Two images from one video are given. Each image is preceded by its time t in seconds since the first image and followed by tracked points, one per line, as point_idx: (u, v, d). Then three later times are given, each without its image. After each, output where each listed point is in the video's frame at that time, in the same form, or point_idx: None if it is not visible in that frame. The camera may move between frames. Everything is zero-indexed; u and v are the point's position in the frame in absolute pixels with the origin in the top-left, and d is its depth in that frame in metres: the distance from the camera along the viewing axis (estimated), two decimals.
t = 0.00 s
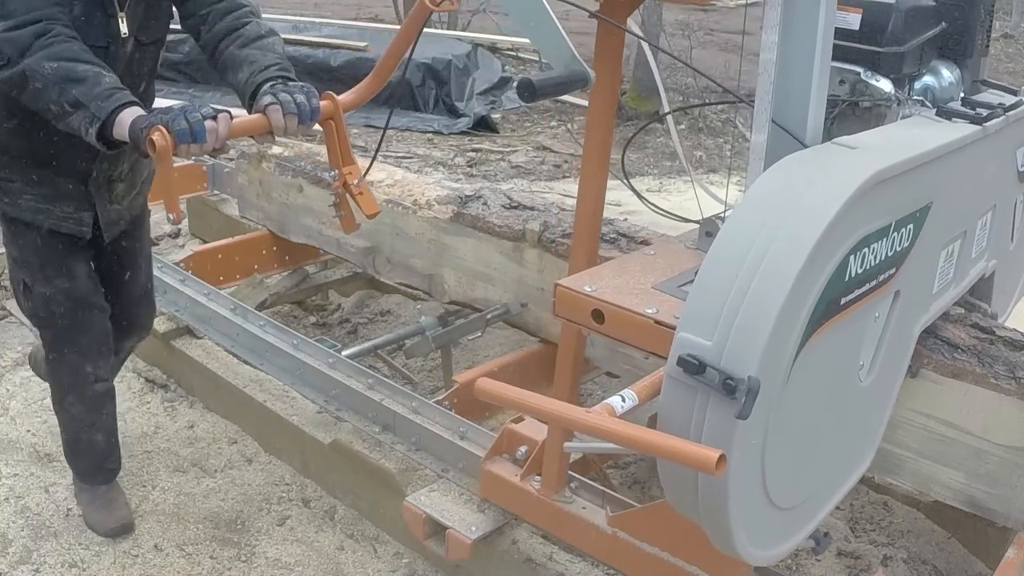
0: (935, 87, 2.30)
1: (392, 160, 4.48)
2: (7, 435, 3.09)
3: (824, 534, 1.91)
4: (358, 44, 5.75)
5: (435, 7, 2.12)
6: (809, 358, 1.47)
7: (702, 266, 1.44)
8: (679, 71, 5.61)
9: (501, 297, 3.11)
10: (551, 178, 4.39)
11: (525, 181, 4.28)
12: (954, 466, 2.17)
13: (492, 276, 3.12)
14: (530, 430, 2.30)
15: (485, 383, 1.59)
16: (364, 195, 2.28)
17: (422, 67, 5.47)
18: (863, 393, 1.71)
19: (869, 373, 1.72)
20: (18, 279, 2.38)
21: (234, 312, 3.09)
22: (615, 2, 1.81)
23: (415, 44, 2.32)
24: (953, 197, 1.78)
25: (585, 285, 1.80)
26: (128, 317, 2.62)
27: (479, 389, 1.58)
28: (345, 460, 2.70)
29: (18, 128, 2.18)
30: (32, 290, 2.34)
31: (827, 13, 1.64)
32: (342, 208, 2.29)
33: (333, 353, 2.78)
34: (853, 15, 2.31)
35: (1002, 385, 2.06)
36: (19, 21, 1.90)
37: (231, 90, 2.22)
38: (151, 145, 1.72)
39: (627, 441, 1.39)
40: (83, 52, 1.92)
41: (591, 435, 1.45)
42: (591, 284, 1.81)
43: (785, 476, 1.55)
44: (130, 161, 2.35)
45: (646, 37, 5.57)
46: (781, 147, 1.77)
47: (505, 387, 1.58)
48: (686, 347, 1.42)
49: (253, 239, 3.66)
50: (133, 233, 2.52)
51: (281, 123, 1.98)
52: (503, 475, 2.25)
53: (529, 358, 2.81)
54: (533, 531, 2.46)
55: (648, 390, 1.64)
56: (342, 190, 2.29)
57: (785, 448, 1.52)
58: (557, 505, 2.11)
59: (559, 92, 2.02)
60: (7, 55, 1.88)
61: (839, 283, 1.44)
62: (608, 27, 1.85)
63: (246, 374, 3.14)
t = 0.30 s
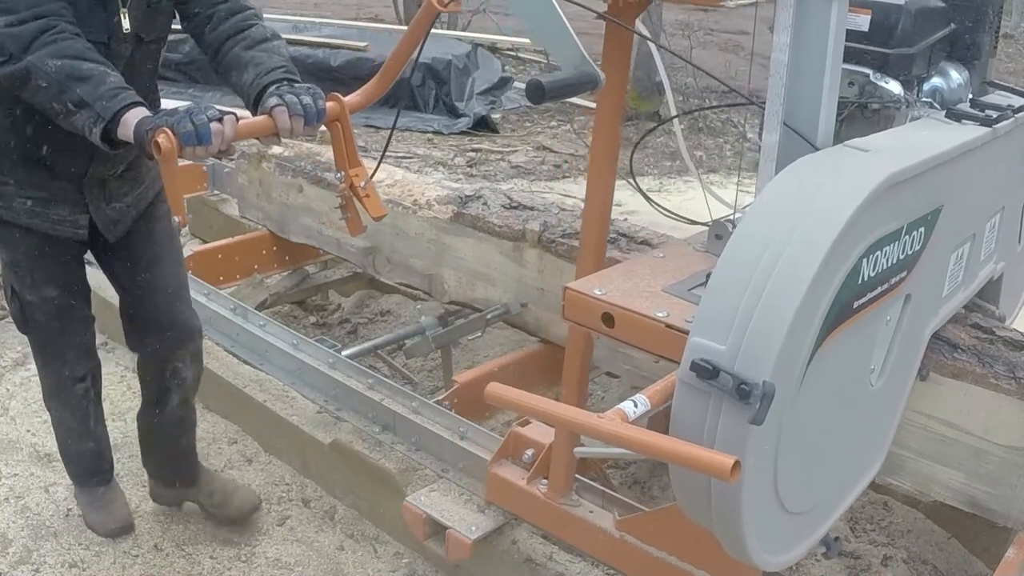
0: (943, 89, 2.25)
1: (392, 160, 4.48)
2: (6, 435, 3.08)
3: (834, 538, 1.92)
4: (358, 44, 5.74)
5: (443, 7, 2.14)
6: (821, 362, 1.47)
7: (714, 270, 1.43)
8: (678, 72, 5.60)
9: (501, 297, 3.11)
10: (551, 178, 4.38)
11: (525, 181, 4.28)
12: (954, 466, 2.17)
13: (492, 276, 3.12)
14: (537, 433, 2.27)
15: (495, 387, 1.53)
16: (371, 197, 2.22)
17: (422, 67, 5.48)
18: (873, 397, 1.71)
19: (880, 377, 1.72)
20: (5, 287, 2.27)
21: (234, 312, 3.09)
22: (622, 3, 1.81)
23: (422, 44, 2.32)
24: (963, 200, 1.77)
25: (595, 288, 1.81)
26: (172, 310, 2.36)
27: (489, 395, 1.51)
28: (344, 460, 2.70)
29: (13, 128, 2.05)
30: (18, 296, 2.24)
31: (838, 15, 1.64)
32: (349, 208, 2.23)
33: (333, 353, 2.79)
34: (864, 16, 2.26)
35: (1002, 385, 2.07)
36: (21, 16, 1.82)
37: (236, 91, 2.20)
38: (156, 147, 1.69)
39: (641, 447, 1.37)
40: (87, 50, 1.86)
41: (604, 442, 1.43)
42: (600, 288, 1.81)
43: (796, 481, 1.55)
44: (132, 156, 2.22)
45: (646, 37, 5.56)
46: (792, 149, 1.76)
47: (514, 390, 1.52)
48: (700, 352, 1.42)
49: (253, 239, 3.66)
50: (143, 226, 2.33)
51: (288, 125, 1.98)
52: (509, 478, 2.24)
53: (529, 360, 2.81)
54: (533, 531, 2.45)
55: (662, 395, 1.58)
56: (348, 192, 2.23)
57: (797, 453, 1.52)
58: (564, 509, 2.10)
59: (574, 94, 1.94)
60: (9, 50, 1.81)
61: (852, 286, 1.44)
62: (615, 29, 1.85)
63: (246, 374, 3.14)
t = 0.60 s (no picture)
0: (953, 91, 2.19)
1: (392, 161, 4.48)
2: (6, 435, 3.09)
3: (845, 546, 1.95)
4: (358, 44, 5.73)
5: (451, 8, 2.15)
6: (835, 366, 1.45)
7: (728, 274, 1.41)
8: (679, 72, 5.60)
9: (501, 297, 3.11)
10: (551, 178, 4.38)
11: (525, 182, 4.28)
12: (955, 466, 2.17)
13: (492, 276, 3.12)
14: (543, 436, 2.27)
15: (507, 393, 1.52)
16: (377, 200, 2.23)
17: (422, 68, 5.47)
18: (886, 401, 1.68)
19: (892, 380, 1.69)
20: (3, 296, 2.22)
21: (234, 312, 3.08)
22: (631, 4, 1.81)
23: (429, 45, 2.32)
24: (975, 201, 1.75)
25: (606, 292, 1.80)
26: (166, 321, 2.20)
27: (501, 399, 1.52)
28: (344, 460, 2.70)
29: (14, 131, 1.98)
30: (19, 306, 2.19)
31: (850, 17, 1.64)
32: (354, 211, 2.27)
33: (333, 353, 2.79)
34: (872, 17, 2.24)
35: (1002, 385, 2.07)
36: (27, 11, 1.76)
37: (243, 98, 2.11)
38: (161, 149, 1.65)
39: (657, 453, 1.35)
40: (95, 48, 1.80)
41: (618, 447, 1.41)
42: (612, 291, 1.81)
43: (810, 487, 1.53)
44: (132, 162, 2.14)
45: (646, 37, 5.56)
46: (804, 152, 1.76)
47: (529, 397, 1.51)
48: (713, 356, 1.40)
49: (253, 239, 3.66)
50: (141, 239, 2.19)
51: (294, 127, 1.92)
52: (515, 482, 2.23)
53: (526, 359, 2.82)
54: (533, 531, 2.46)
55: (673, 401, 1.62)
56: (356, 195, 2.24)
57: (810, 458, 1.50)
58: (570, 513, 2.10)
59: (588, 97, 1.82)
60: (14, 45, 1.76)
61: (867, 290, 1.42)
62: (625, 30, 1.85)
63: (246, 374, 3.15)
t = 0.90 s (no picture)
0: (962, 92, 2.18)
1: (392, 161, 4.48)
2: (6, 435, 3.08)
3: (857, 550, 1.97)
4: (358, 44, 5.73)
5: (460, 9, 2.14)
6: (847, 372, 1.44)
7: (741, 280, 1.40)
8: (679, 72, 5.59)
9: (501, 297, 3.11)
10: (551, 178, 4.37)
11: (525, 181, 4.28)
12: (955, 466, 2.18)
13: (493, 276, 3.13)
14: (551, 439, 2.24)
15: (517, 398, 1.49)
16: (385, 202, 2.25)
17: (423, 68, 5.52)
18: (898, 405, 1.67)
19: (904, 384, 1.68)
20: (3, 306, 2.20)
21: (234, 312, 3.08)
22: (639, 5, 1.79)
23: (437, 44, 2.31)
24: (986, 204, 1.73)
25: (617, 295, 1.79)
26: (168, 335, 2.19)
27: (512, 404, 1.49)
28: (345, 460, 2.70)
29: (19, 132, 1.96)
30: (20, 318, 2.17)
31: (862, 20, 1.64)
32: (362, 213, 2.27)
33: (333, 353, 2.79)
34: (882, 19, 2.26)
35: (1003, 385, 2.07)
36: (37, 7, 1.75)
37: (249, 99, 2.12)
38: (167, 151, 1.62)
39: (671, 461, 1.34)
40: (103, 47, 1.78)
41: (632, 454, 1.40)
42: (622, 295, 1.80)
43: (822, 492, 1.52)
44: (134, 172, 2.15)
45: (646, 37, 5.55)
46: (817, 155, 1.74)
47: (540, 402, 1.49)
48: (727, 362, 1.38)
49: (253, 239, 3.65)
50: (140, 252, 2.18)
51: (300, 128, 1.90)
52: (521, 485, 2.21)
53: (525, 358, 2.83)
54: (533, 531, 2.46)
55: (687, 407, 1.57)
56: (362, 198, 2.25)
57: (823, 463, 1.49)
58: (578, 517, 2.08)
59: (602, 99, 1.81)
60: (22, 40, 1.73)
61: (881, 295, 1.40)
62: (633, 30, 1.84)
63: (246, 374, 3.15)
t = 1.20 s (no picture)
0: (970, 94, 2.26)
1: (391, 161, 4.48)
2: (7, 435, 3.09)
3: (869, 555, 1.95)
4: (358, 44, 5.73)
5: (466, 9, 2.13)
6: (860, 375, 1.42)
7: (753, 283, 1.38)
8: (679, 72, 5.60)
9: (501, 297, 3.11)
10: (551, 178, 4.37)
11: (525, 181, 4.27)
12: (955, 466, 2.18)
13: (492, 276, 3.13)
14: (556, 442, 2.22)
15: (529, 402, 1.47)
16: (392, 204, 2.22)
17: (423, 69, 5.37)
18: (907, 409, 1.66)
19: (913, 388, 1.66)
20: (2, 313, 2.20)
21: (234, 312, 3.09)
22: (647, 5, 1.78)
23: (445, 44, 2.30)
24: (995, 206, 1.71)
25: (627, 299, 1.79)
26: (171, 338, 2.19)
27: (523, 409, 1.46)
28: (345, 460, 2.70)
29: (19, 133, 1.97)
30: (20, 325, 2.17)
31: (874, 22, 1.62)
32: (368, 215, 2.25)
33: (333, 353, 2.79)
34: (891, 21, 2.32)
35: (1002, 385, 2.07)
36: (48, 4, 1.74)
37: (252, 101, 2.10)
38: (172, 151, 1.60)
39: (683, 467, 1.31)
40: (111, 47, 1.77)
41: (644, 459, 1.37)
42: (632, 298, 1.80)
43: (833, 497, 1.50)
44: (132, 177, 2.15)
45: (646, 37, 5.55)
46: (828, 157, 1.73)
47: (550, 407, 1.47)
48: (740, 366, 1.36)
49: (253, 239, 3.66)
50: (137, 256, 2.18)
51: (307, 130, 1.90)
52: (528, 488, 2.20)
53: (527, 358, 2.83)
54: (533, 531, 2.46)
55: (698, 412, 1.54)
56: (368, 200, 2.23)
57: (834, 469, 1.47)
58: (585, 521, 2.06)
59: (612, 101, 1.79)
60: (30, 36, 1.72)
61: (893, 298, 1.38)
62: (640, 30, 1.82)
63: (246, 374, 3.15)
